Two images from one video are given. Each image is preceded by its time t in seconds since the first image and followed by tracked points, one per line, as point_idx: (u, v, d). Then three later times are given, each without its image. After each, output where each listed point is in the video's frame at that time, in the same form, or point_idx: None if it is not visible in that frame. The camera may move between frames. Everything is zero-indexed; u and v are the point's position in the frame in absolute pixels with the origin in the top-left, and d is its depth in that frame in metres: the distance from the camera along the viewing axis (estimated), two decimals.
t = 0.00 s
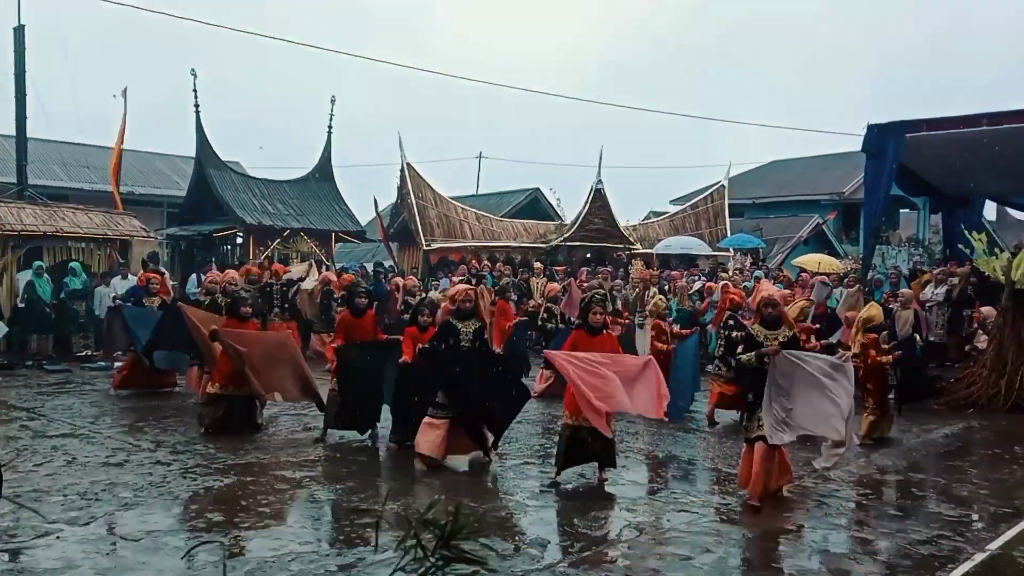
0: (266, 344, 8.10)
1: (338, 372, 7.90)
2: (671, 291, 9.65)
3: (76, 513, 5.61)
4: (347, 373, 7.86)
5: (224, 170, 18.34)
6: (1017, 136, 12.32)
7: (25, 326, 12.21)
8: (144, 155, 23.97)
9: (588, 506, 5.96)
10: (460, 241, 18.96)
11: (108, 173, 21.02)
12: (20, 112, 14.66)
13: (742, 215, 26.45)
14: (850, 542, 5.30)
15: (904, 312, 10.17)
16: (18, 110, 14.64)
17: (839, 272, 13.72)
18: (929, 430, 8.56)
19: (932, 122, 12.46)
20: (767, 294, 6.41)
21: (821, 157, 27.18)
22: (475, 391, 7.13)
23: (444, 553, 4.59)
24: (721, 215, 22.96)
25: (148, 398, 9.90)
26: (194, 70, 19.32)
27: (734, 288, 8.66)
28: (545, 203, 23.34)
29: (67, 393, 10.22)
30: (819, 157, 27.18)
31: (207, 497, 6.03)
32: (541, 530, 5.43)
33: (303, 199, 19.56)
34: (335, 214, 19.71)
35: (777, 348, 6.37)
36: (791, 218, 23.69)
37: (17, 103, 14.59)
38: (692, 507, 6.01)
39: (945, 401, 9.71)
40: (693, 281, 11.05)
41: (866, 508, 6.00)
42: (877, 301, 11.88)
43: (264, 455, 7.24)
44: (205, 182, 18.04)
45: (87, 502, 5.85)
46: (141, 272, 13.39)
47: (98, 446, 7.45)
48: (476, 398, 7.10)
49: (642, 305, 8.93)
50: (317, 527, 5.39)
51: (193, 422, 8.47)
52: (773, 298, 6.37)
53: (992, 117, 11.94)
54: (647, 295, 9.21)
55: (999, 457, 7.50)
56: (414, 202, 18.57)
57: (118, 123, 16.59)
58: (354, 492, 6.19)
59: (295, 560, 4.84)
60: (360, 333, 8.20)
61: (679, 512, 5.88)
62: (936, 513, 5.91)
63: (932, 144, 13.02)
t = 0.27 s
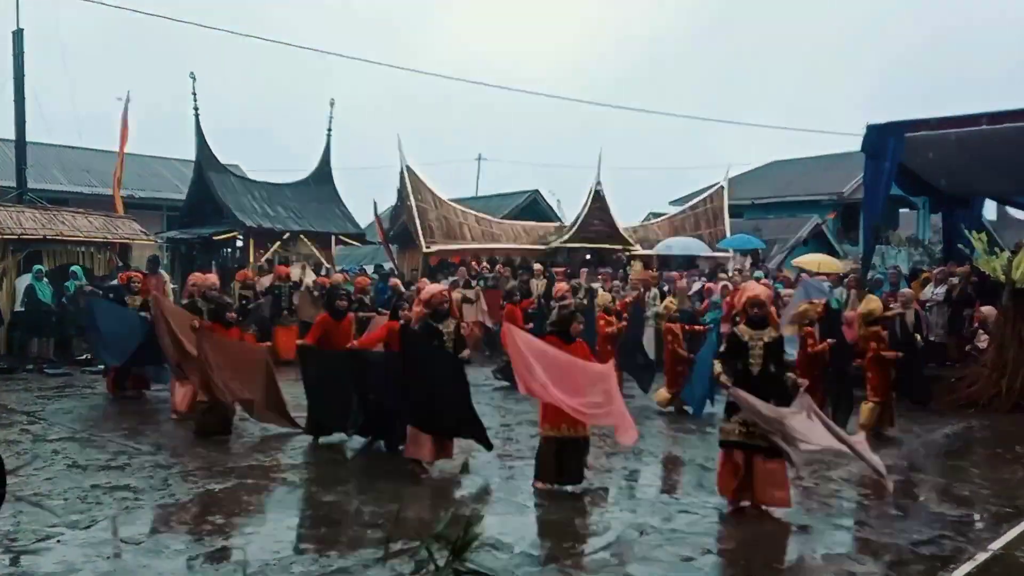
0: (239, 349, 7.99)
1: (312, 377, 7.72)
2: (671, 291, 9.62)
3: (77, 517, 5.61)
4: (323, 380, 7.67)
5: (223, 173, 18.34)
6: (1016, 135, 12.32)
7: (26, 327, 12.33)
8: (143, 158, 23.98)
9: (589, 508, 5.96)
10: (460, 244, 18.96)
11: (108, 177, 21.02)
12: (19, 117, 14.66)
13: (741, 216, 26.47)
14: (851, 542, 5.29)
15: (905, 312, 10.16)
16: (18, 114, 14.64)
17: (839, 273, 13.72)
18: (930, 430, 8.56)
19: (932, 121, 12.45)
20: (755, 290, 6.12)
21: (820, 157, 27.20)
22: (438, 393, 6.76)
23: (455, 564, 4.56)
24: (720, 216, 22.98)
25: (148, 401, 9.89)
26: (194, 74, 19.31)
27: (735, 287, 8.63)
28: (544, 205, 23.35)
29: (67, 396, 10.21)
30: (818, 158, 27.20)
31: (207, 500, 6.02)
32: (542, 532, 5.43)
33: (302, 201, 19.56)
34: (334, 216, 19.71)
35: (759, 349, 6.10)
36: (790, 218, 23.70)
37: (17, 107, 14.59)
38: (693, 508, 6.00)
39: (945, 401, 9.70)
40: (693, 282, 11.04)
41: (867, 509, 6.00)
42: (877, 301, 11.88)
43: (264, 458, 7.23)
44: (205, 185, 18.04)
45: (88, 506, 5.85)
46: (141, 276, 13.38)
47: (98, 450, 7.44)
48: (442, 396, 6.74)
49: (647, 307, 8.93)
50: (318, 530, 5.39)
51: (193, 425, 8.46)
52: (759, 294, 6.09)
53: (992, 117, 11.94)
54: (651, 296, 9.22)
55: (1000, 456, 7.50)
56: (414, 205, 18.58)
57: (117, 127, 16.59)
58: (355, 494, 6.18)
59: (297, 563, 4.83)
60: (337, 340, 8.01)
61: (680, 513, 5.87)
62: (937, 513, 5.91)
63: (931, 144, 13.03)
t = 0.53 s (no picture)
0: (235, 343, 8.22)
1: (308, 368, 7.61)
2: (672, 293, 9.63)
3: (82, 521, 5.64)
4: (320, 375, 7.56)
5: (226, 177, 18.39)
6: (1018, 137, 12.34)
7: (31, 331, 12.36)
8: (146, 162, 24.03)
9: (592, 510, 5.97)
10: (462, 247, 18.99)
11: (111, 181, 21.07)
12: (22, 122, 14.72)
13: (743, 218, 26.49)
14: (854, 543, 5.31)
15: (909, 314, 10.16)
16: (21, 119, 14.70)
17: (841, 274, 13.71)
18: (933, 431, 8.56)
19: (933, 123, 12.48)
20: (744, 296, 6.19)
21: (822, 159, 27.21)
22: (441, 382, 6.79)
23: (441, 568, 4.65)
24: (722, 218, 22.99)
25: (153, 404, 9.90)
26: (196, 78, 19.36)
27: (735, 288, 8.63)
28: (547, 208, 23.37)
29: (71, 401, 10.24)
30: (820, 160, 27.20)
31: (211, 503, 6.04)
32: (544, 534, 5.44)
33: (305, 205, 19.59)
34: (337, 220, 19.73)
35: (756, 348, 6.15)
36: (793, 220, 23.70)
37: (20, 113, 14.64)
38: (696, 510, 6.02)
39: (949, 402, 9.70)
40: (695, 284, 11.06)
41: (870, 510, 6.01)
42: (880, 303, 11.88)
43: (268, 462, 7.25)
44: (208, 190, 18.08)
45: (92, 509, 5.88)
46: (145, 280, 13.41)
47: (103, 454, 7.47)
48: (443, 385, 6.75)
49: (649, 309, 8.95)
50: (322, 533, 5.41)
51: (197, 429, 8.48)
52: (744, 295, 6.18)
53: (993, 118, 11.96)
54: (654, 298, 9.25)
55: (1003, 457, 7.51)
56: (416, 208, 18.61)
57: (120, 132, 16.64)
58: (359, 497, 6.20)
59: (300, 566, 4.85)
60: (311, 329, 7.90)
61: (683, 515, 5.89)
62: (940, 513, 5.92)
63: (932, 145, 13.04)
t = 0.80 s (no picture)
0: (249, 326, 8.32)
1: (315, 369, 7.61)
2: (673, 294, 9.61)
3: (83, 525, 5.63)
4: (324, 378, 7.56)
5: (227, 180, 18.39)
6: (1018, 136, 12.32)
7: (32, 335, 12.36)
8: (146, 166, 24.04)
9: (594, 512, 5.95)
10: (462, 248, 18.98)
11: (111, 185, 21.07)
12: (22, 127, 14.72)
13: (744, 219, 26.47)
14: (857, 543, 5.29)
15: (911, 313, 10.13)
16: (21, 123, 14.71)
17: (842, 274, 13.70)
18: (935, 431, 8.55)
19: (933, 123, 12.47)
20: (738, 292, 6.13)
21: (822, 159, 27.20)
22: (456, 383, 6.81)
23: None
24: (723, 218, 22.99)
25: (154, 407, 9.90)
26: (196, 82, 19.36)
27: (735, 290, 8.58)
28: (547, 209, 23.37)
29: (72, 405, 10.23)
30: (820, 160, 27.20)
31: (212, 507, 6.03)
32: (545, 535, 5.43)
33: (305, 208, 19.59)
34: (337, 222, 19.72)
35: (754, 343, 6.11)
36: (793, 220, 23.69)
37: (20, 117, 14.64)
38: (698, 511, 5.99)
39: (951, 402, 9.68)
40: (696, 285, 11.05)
41: (872, 510, 5.99)
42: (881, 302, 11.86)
43: (269, 465, 7.24)
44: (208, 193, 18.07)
45: (93, 513, 5.87)
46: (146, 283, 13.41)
47: (104, 458, 7.45)
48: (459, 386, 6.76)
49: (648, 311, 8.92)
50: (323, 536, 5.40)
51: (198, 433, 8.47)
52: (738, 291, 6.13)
53: (993, 117, 11.94)
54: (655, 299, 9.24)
55: (1005, 456, 7.49)
56: (416, 210, 18.61)
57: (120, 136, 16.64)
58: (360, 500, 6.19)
59: (301, 570, 4.83)
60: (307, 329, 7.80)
61: (685, 516, 5.87)
62: (942, 513, 5.90)
63: (932, 145, 13.04)
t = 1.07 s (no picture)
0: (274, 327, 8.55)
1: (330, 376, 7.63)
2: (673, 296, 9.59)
3: (82, 525, 5.61)
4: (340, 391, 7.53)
5: (225, 181, 18.37)
6: (1018, 135, 12.31)
7: (31, 336, 12.31)
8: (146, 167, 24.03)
9: (593, 512, 5.95)
10: (461, 248, 18.98)
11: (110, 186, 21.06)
12: (21, 127, 14.71)
13: (743, 218, 26.46)
14: (857, 543, 5.28)
15: (911, 314, 10.11)
16: (20, 124, 14.70)
17: (842, 274, 13.68)
18: (935, 430, 8.54)
19: (933, 122, 12.47)
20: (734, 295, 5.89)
21: (821, 159, 27.22)
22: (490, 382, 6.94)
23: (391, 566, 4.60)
24: (722, 218, 23.00)
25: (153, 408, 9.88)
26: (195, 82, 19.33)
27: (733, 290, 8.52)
28: (546, 209, 23.37)
29: (71, 406, 10.21)
30: (819, 160, 27.21)
31: (211, 507, 6.02)
32: (546, 536, 5.42)
33: (304, 209, 19.58)
34: (336, 223, 19.71)
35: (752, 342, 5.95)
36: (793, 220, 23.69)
37: (19, 117, 14.63)
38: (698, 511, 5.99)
39: (951, 402, 9.67)
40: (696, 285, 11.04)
41: (873, 510, 5.98)
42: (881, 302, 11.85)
43: (267, 465, 7.24)
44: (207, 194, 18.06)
45: (92, 514, 5.85)
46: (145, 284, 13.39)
47: (103, 459, 7.44)
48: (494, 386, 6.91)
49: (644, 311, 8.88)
50: (322, 536, 5.38)
51: (196, 434, 8.45)
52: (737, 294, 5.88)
53: (992, 117, 11.93)
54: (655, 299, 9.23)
55: (1005, 456, 7.48)
56: (415, 210, 18.60)
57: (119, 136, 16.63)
58: (359, 500, 6.18)
59: (300, 571, 4.81)
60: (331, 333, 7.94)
61: (686, 516, 5.85)
62: (943, 513, 5.89)
63: (931, 145, 13.03)
